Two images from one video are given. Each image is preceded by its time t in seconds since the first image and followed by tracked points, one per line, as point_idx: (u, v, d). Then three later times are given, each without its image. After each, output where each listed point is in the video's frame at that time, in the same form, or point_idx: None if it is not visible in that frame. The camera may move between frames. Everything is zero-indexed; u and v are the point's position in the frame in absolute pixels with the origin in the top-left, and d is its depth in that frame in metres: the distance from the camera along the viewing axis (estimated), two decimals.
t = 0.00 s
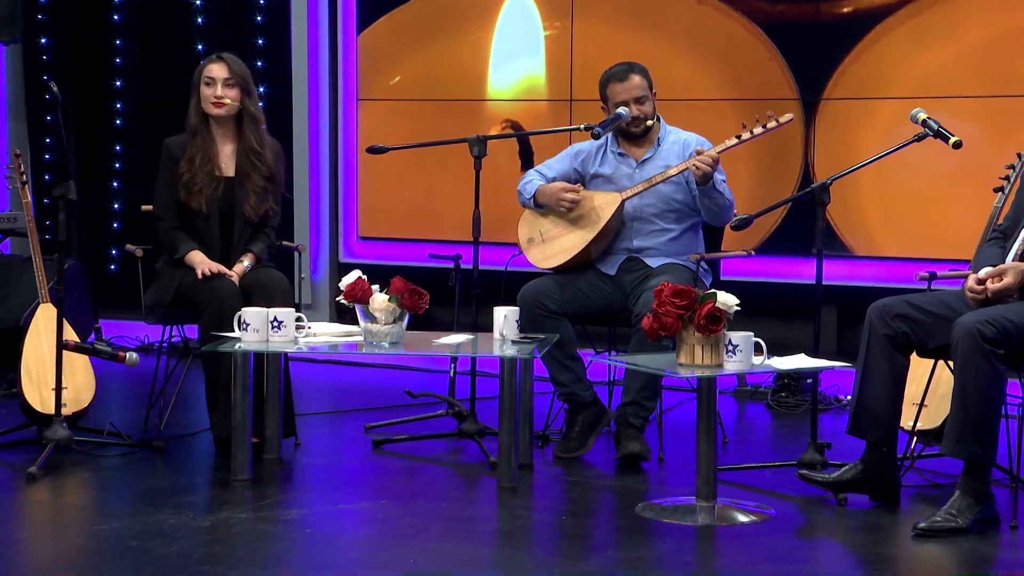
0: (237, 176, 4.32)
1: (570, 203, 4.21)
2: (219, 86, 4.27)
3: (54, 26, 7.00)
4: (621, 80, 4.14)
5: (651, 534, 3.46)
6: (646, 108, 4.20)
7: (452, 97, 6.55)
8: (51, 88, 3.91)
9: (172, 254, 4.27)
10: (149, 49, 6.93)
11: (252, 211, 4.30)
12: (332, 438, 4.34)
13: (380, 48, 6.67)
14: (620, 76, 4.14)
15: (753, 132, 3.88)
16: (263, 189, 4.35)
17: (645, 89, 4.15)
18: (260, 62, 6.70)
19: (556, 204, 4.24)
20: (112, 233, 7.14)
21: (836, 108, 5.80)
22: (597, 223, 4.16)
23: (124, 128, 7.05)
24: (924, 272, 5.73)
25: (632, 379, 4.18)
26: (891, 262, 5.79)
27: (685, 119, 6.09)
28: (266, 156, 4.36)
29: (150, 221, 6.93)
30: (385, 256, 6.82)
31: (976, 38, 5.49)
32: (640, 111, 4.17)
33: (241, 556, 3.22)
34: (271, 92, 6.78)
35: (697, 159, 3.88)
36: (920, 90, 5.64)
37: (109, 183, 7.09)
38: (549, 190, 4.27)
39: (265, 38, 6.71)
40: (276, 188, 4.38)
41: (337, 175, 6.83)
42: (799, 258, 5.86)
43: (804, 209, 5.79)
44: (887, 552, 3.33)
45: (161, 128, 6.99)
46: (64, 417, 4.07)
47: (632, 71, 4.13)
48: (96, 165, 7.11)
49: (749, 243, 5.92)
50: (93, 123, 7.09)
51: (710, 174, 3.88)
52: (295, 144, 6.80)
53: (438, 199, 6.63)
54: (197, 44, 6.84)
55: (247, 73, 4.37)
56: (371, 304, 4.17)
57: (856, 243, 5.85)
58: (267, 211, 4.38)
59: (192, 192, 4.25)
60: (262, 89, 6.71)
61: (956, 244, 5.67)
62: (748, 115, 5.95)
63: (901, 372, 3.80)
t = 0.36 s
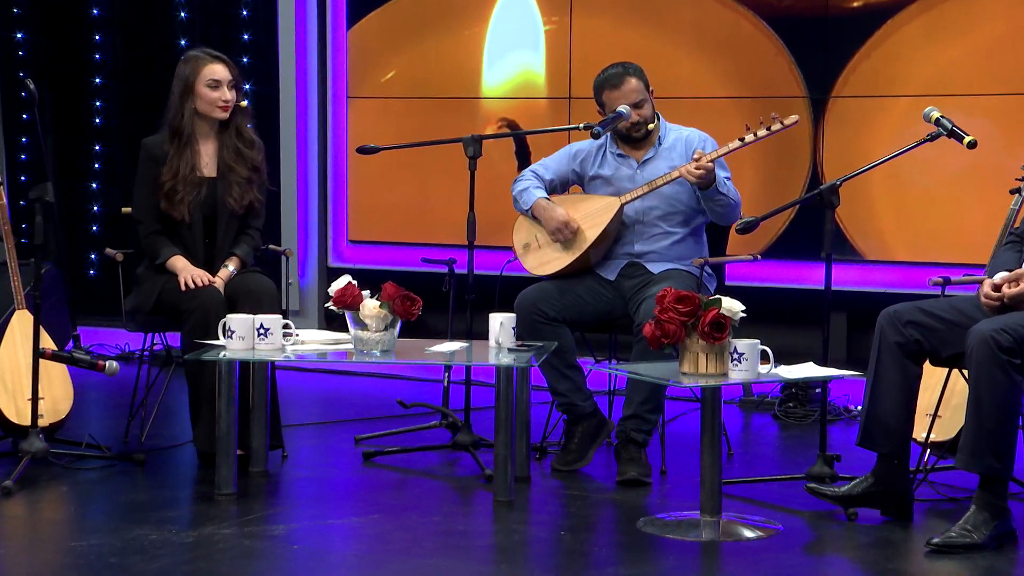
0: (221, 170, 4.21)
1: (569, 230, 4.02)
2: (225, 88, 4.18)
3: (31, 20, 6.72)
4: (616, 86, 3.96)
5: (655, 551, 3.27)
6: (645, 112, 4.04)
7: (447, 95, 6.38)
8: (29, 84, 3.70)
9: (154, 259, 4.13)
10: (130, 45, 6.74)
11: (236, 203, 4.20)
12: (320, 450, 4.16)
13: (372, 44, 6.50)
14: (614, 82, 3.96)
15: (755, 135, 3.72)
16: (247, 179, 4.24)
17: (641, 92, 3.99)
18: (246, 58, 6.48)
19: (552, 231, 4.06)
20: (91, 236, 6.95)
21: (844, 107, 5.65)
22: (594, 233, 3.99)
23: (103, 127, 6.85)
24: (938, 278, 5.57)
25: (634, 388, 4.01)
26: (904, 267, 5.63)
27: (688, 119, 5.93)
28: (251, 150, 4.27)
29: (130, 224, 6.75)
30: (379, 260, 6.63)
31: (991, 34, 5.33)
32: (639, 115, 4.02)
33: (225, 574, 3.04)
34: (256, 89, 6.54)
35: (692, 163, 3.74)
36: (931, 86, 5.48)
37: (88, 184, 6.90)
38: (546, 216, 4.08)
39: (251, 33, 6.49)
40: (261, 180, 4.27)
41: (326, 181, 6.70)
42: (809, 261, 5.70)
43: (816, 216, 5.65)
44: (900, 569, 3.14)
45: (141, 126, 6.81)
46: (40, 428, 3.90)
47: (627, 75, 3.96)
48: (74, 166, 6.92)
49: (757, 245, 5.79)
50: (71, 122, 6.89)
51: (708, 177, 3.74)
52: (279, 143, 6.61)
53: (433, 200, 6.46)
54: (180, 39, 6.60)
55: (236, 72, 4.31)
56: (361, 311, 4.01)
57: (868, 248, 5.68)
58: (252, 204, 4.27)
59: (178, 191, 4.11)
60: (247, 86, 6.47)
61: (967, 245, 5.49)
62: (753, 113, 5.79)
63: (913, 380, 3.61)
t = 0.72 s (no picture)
0: (195, 171, 4.07)
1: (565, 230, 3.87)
2: (199, 86, 4.06)
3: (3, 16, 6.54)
4: (608, 89, 3.81)
5: (653, 568, 3.11)
6: (638, 115, 3.90)
7: (437, 93, 6.23)
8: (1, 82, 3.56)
9: (130, 266, 3.99)
10: (105, 41, 6.60)
11: (212, 205, 4.05)
12: (303, 462, 3.99)
13: (360, 39, 6.34)
14: (606, 85, 3.82)
15: (759, 138, 3.57)
16: (223, 180, 4.10)
17: (635, 95, 3.84)
18: (227, 55, 6.39)
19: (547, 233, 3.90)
20: (66, 240, 6.77)
21: (846, 105, 5.51)
22: (589, 236, 3.83)
23: (77, 127, 6.68)
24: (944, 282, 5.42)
25: (631, 396, 3.85)
26: (910, 271, 5.47)
27: (685, 117, 5.78)
28: (225, 148, 4.14)
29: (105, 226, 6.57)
30: (368, 264, 6.46)
31: (1001, 30, 5.19)
32: (632, 119, 3.88)
33: None
34: (239, 86, 6.44)
35: (695, 167, 3.58)
36: (936, 84, 5.35)
37: (63, 186, 6.72)
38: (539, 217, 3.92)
39: (232, 28, 6.39)
40: (236, 178, 4.14)
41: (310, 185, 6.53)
42: (810, 266, 5.54)
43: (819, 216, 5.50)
44: None
45: (117, 126, 6.66)
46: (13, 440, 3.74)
47: (619, 77, 3.81)
48: (48, 167, 6.73)
49: (758, 250, 5.62)
50: (44, 121, 6.70)
51: (711, 180, 3.58)
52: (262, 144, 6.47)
53: (424, 201, 6.30)
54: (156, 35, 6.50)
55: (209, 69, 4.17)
56: (347, 317, 3.85)
57: (872, 251, 5.55)
58: (228, 203, 4.13)
59: (150, 195, 3.98)
60: (228, 83, 6.39)
61: (973, 247, 5.35)
62: (754, 111, 5.65)
63: (920, 389, 3.46)
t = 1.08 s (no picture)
0: (159, 171, 3.93)
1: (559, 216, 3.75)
2: (159, 85, 3.92)
3: None
4: (591, 94, 3.68)
5: None
6: (628, 118, 3.73)
7: (426, 90, 6.07)
8: None
9: (99, 273, 3.85)
10: (75, 34, 6.36)
11: (177, 205, 3.91)
12: (283, 475, 3.82)
13: (344, 35, 6.18)
14: (591, 89, 3.67)
15: (759, 138, 3.43)
16: (188, 178, 3.96)
17: (622, 96, 3.68)
18: (202, 51, 6.16)
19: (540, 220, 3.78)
20: (33, 244, 6.51)
21: (846, 103, 5.36)
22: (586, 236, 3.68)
23: (46, 124, 6.43)
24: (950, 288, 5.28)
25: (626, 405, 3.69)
26: (915, 276, 5.34)
27: (681, 116, 5.63)
28: (189, 147, 4.00)
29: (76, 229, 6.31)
30: (354, 269, 6.29)
31: (1011, 26, 5.04)
32: (621, 121, 3.70)
33: None
34: (216, 85, 6.20)
35: (693, 166, 3.44)
36: (939, 80, 5.20)
37: (30, 187, 6.46)
38: (532, 205, 3.80)
39: (208, 24, 6.16)
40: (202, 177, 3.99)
41: (291, 186, 6.36)
42: (812, 270, 5.41)
43: (819, 217, 5.36)
44: None
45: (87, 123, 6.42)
46: None
47: (603, 80, 3.66)
48: (14, 167, 6.46)
49: (757, 254, 5.48)
50: (11, 119, 6.44)
51: (711, 182, 3.43)
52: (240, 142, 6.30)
53: (412, 203, 6.13)
54: (130, 29, 6.24)
55: (169, 67, 4.04)
56: (329, 324, 3.69)
57: (875, 254, 5.40)
58: (195, 204, 3.99)
59: (111, 198, 3.85)
60: (204, 80, 6.16)
61: (977, 248, 5.20)
62: (752, 109, 5.50)
63: (925, 398, 3.30)
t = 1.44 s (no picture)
0: (132, 171, 3.78)
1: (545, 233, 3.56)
2: (132, 81, 3.76)
3: None
4: (579, 90, 3.52)
5: None
6: (618, 114, 3.59)
7: (414, 88, 5.91)
8: None
9: (71, 277, 3.70)
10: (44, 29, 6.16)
11: (151, 206, 3.76)
12: (263, 488, 3.67)
13: (329, 31, 6.02)
14: (580, 84, 3.52)
15: (751, 131, 3.28)
16: (163, 179, 3.81)
17: (612, 93, 3.54)
18: (180, 46, 6.01)
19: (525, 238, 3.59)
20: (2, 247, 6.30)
21: (846, 102, 5.23)
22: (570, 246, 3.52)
23: (15, 123, 6.24)
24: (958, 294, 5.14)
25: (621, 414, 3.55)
26: (921, 281, 5.19)
27: (676, 115, 5.48)
28: (163, 146, 3.85)
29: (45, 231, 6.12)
30: (339, 273, 6.12)
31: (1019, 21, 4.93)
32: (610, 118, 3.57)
33: None
34: (192, 81, 6.05)
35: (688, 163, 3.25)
36: (943, 77, 5.08)
37: None
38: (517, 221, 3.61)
39: (185, 18, 6.01)
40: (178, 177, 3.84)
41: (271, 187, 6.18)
42: (814, 276, 5.26)
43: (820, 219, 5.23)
44: None
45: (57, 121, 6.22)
46: None
47: (592, 76, 3.51)
48: None
49: (755, 259, 5.34)
50: None
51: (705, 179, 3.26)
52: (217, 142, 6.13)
53: (400, 205, 5.98)
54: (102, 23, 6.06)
55: (144, 62, 3.88)
56: (310, 331, 3.55)
57: (877, 256, 5.25)
58: (169, 205, 3.84)
59: (81, 198, 3.68)
60: (180, 77, 6.02)
61: (982, 249, 5.07)
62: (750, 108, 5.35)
63: (930, 409, 3.15)
